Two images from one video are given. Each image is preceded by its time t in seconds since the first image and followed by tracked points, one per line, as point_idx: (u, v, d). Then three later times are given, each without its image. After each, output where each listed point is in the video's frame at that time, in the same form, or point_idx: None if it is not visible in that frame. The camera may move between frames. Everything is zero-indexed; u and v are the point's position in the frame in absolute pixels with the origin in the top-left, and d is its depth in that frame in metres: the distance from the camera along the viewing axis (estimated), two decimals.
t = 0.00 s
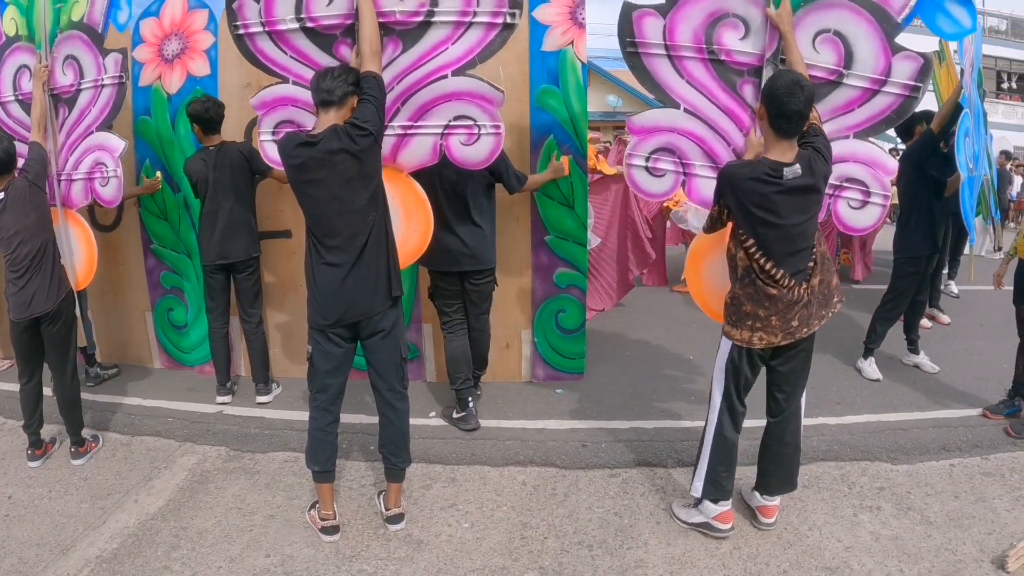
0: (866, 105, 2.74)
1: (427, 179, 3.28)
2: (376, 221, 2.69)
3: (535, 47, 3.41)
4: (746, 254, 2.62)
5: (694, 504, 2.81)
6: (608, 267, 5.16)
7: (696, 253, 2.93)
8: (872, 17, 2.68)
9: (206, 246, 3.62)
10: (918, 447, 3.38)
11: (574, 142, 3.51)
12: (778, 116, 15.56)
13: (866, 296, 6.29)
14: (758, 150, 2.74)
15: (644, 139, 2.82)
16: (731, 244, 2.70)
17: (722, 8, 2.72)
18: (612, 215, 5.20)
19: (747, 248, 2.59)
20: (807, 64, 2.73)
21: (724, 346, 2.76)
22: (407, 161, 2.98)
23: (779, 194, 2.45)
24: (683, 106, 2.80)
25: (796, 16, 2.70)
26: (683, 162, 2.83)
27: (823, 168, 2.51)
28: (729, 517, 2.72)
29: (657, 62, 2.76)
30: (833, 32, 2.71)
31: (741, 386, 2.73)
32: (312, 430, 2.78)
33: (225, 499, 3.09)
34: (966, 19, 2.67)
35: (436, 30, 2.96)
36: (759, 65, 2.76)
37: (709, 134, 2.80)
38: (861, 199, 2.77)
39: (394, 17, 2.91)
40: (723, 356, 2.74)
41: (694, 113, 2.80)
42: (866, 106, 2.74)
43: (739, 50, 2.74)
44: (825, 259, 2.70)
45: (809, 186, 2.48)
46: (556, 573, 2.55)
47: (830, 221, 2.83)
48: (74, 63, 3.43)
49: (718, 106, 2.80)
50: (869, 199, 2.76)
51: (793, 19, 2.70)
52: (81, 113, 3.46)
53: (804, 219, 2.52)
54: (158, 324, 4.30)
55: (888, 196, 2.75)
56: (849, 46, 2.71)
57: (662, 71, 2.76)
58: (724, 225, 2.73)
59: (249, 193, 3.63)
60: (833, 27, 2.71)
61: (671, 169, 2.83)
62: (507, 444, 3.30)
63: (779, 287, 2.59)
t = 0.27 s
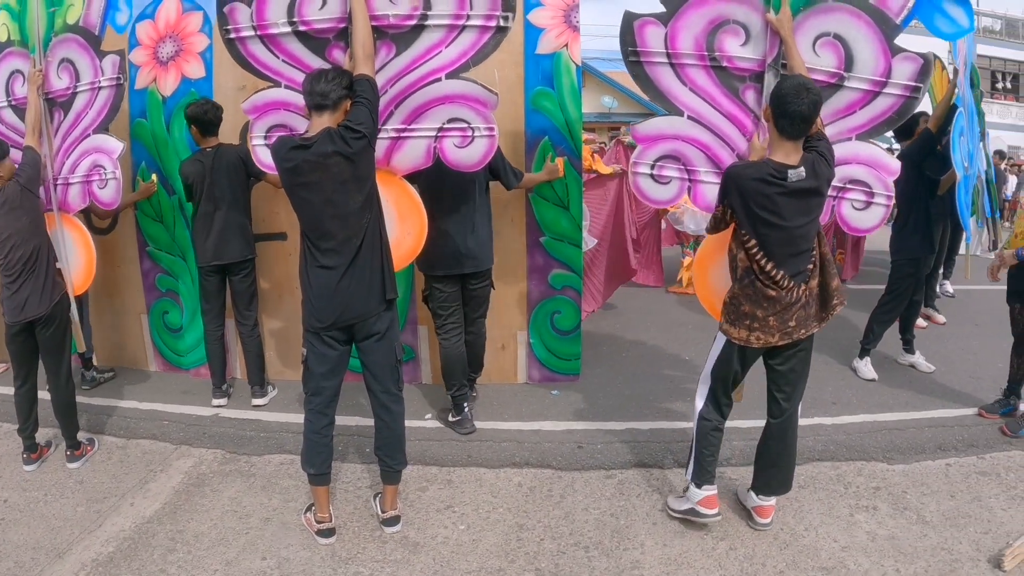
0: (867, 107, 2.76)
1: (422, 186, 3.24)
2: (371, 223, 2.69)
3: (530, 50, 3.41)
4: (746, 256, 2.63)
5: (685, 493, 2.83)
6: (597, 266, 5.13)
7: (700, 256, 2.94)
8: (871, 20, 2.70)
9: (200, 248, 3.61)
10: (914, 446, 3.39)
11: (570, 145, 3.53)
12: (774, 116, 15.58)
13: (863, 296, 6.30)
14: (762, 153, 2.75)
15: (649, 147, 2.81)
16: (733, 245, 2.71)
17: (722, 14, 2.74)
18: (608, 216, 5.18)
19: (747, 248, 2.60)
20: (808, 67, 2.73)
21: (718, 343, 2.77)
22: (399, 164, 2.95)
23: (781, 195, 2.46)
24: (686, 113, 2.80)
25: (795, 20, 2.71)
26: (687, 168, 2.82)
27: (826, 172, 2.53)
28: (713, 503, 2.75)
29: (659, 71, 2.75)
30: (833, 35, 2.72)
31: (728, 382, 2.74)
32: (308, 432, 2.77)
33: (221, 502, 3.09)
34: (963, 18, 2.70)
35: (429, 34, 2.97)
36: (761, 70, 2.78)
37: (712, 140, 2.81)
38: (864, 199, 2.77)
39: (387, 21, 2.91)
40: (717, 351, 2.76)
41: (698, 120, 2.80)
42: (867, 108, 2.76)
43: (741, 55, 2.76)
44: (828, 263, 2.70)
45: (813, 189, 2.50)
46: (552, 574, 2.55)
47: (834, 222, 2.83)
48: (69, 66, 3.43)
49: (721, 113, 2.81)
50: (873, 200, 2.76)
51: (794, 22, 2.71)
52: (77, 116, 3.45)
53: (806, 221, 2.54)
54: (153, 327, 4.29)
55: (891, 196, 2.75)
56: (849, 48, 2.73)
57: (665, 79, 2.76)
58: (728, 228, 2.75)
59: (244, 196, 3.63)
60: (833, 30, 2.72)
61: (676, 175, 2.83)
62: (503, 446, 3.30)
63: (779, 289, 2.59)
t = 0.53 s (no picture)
0: (858, 105, 2.76)
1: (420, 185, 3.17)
2: (365, 225, 2.69)
3: (526, 51, 3.41)
4: (741, 256, 2.63)
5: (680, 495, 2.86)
6: (592, 266, 5.15)
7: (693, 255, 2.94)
8: (862, 19, 2.71)
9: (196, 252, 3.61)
10: (912, 446, 3.39)
11: (565, 145, 3.52)
12: (771, 117, 15.61)
13: (861, 296, 6.30)
14: (752, 154, 2.72)
15: (641, 147, 2.83)
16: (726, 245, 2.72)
17: (713, 15, 2.74)
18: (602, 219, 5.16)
19: (741, 249, 2.61)
20: (799, 67, 2.74)
21: (717, 343, 2.78)
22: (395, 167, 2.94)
23: (773, 197, 2.47)
24: (678, 113, 2.81)
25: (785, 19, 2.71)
26: (680, 168, 2.84)
27: (818, 172, 2.54)
28: (706, 511, 2.75)
29: (651, 70, 2.77)
30: (824, 34, 2.73)
31: (730, 385, 2.73)
32: (303, 435, 2.77)
33: (218, 505, 3.08)
34: (953, 17, 2.71)
35: (425, 36, 2.96)
36: (752, 70, 2.77)
37: (704, 139, 2.82)
38: (855, 198, 2.78)
39: (383, 23, 2.91)
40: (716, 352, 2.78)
41: (690, 119, 2.82)
42: (859, 106, 2.76)
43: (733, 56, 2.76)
44: (817, 261, 2.72)
45: (805, 190, 2.51)
46: None
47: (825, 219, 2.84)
48: (65, 72, 3.41)
49: (714, 112, 2.81)
50: (864, 198, 2.77)
51: (786, 21, 2.71)
52: (73, 122, 3.44)
53: (798, 221, 2.55)
54: (150, 329, 4.28)
55: (882, 194, 2.77)
56: (839, 48, 2.74)
57: (656, 79, 2.77)
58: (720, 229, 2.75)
59: (239, 198, 3.62)
60: (823, 30, 2.73)
61: (668, 175, 2.84)
62: (500, 447, 3.30)
63: (773, 288, 2.60)
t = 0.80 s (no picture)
0: (843, 103, 2.80)
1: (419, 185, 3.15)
2: (363, 227, 2.70)
3: (524, 52, 3.41)
4: (736, 255, 2.64)
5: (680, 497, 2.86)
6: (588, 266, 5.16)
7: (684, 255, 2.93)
8: (848, 19, 2.75)
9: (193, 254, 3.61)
10: (911, 446, 3.39)
11: (564, 146, 3.52)
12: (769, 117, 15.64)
13: (860, 296, 6.31)
14: (742, 153, 2.80)
15: (629, 147, 2.88)
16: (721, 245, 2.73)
17: (700, 16, 2.80)
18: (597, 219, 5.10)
19: (736, 249, 2.62)
20: (786, 66, 2.76)
21: (712, 343, 2.79)
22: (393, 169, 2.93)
23: (768, 196, 2.49)
24: (666, 113, 2.87)
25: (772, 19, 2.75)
26: (668, 168, 2.89)
27: (811, 170, 2.57)
28: (706, 515, 2.76)
29: (638, 71, 2.82)
30: (809, 34, 2.77)
31: (726, 385, 2.74)
32: (302, 438, 2.77)
33: (217, 508, 3.08)
34: (936, 16, 2.71)
35: (424, 39, 2.96)
36: (739, 69, 2.83)
37: (692, 140, 2.87)
38: (841, 195, 2.83)
39: (381, 26, 2.90)
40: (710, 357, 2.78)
41: (677, 120, 2.87)
42: (844, 104, 2.80)
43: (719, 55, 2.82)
44: (808, 260, 2.75)
45: (798, 189, 2.53)
46: None
47: (813, 217, 2.88)
48: (64, 74, 3.40)
49: (701, 112, 2.87)
50: (850, 195, 2.82)
51: (772, 21, 2.75)
52: (73, 125, 3.42)
53: (791, 220, 2.57)
54: (149, 331, 4.27)
55: (868, 191, 2.82)
56: (825, 47, 2.77)
57: (644, 79, 2.83)
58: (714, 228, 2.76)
59: (236, 201, 3.62)
60: (810, 30, 2.76)
61: (656, 175, 2.90)
62: (499, 449, 3.30)
63: (768, 286, 2.62)
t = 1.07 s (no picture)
0: (840, 103, 2.81)
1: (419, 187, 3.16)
2: (363, 229, 2.70)
3: (524, 53, 3.41)
4: (734, 255, 2.65)
5: (682, 499, 2.86)
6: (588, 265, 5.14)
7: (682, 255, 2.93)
8: (843, 19, 2.76)
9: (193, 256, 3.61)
10: (913, 447, 3.39)
11: (565, 148, 3.52)
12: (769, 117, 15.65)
13: (861, 297, 6.32)
14: (742, 152, 2.82)
15: (628, 151, 2.88)
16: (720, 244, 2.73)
17: (698, 17, 2.80)
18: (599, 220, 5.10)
19: (736, 248, 2.62)
20: (783, 66, 2.77)
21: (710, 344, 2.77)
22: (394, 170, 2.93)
23: (769, 195, 2.50)
24: (665, 115, 2.87)
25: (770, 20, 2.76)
26: (668, 171, 2.90)
27: (813, 170, 2.59)
28: (708, 517, 2.76)
29: (636, 73, 2.82)
30: (805, 34, 2.77)
31: (727, 385, 2.73)
32: (304, 439, 2.77)
33: (220, 510, 3.08)
34: (929, 15, 2.75)
35: (424, 41, 2.96)
36: (736, 70, 2.84)
37: (691, 142, 2.88)
38: (839, 194, 2.84)
39: (382, 27, 2.91)
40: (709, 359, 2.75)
41: (676, 122, 2.87)
42: (840, 103, 2.81)
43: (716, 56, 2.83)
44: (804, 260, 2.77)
45: (801, 189, 2.53)
46: None
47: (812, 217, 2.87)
48: (66, 78, 3.42)
49: (699, 113, 2.87)
50: (847, 193, 2.82)
51: (768, 22, 2.75)
52: (75, 128, 3.44)
53: (790, 221, 2.56)
54: (151, 333, 4.28)
55: (865, 189, 2.82)
56: (821, 47, 2.78)
57: (642, 82, 2.83)
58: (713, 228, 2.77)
59: (237, 203, 3.62)
60: (806, 30, 2.77)
61: (656, 178, 2.90)
62: (501, 451, 3.30)
63: (765, 286, 2.63)
